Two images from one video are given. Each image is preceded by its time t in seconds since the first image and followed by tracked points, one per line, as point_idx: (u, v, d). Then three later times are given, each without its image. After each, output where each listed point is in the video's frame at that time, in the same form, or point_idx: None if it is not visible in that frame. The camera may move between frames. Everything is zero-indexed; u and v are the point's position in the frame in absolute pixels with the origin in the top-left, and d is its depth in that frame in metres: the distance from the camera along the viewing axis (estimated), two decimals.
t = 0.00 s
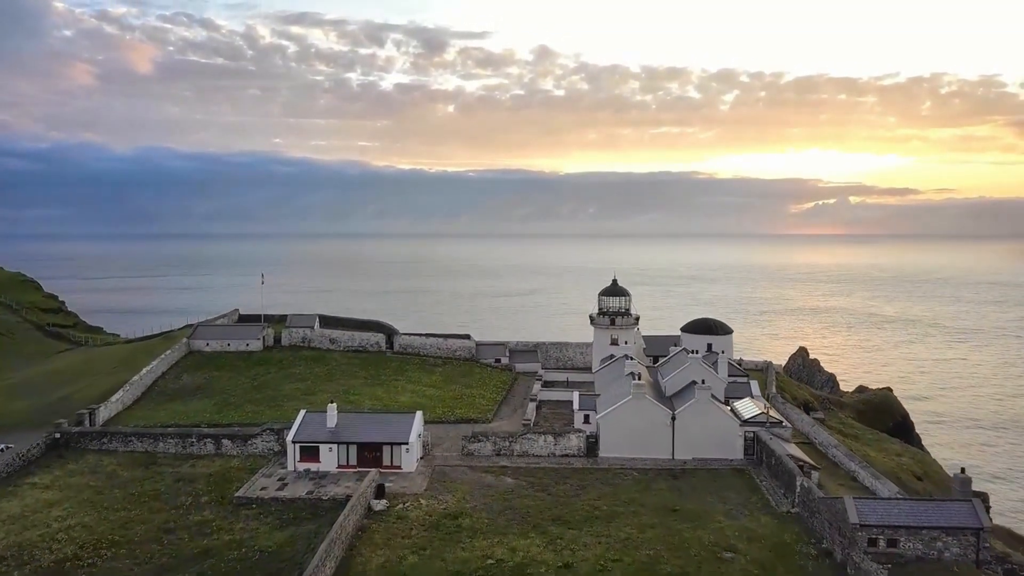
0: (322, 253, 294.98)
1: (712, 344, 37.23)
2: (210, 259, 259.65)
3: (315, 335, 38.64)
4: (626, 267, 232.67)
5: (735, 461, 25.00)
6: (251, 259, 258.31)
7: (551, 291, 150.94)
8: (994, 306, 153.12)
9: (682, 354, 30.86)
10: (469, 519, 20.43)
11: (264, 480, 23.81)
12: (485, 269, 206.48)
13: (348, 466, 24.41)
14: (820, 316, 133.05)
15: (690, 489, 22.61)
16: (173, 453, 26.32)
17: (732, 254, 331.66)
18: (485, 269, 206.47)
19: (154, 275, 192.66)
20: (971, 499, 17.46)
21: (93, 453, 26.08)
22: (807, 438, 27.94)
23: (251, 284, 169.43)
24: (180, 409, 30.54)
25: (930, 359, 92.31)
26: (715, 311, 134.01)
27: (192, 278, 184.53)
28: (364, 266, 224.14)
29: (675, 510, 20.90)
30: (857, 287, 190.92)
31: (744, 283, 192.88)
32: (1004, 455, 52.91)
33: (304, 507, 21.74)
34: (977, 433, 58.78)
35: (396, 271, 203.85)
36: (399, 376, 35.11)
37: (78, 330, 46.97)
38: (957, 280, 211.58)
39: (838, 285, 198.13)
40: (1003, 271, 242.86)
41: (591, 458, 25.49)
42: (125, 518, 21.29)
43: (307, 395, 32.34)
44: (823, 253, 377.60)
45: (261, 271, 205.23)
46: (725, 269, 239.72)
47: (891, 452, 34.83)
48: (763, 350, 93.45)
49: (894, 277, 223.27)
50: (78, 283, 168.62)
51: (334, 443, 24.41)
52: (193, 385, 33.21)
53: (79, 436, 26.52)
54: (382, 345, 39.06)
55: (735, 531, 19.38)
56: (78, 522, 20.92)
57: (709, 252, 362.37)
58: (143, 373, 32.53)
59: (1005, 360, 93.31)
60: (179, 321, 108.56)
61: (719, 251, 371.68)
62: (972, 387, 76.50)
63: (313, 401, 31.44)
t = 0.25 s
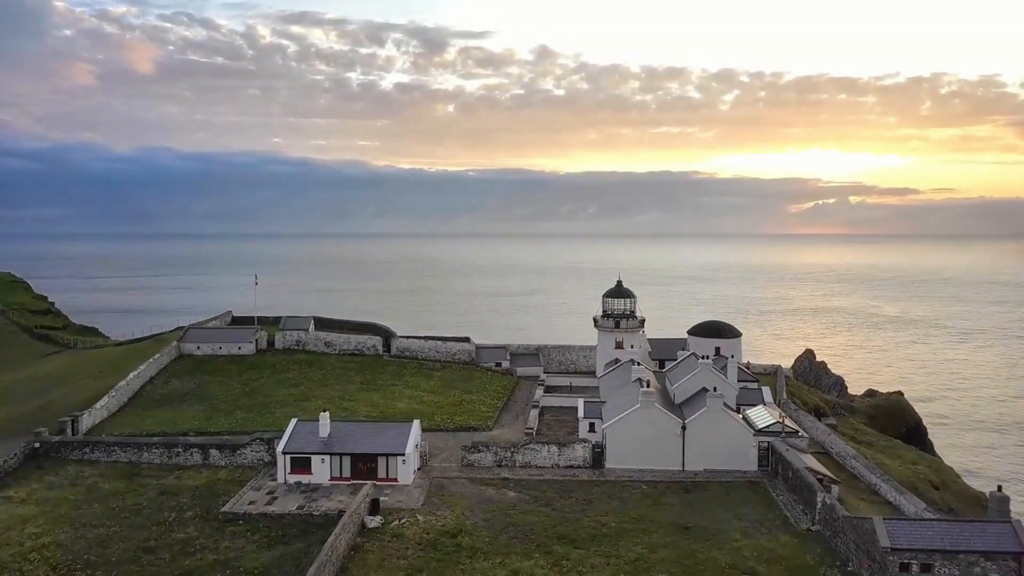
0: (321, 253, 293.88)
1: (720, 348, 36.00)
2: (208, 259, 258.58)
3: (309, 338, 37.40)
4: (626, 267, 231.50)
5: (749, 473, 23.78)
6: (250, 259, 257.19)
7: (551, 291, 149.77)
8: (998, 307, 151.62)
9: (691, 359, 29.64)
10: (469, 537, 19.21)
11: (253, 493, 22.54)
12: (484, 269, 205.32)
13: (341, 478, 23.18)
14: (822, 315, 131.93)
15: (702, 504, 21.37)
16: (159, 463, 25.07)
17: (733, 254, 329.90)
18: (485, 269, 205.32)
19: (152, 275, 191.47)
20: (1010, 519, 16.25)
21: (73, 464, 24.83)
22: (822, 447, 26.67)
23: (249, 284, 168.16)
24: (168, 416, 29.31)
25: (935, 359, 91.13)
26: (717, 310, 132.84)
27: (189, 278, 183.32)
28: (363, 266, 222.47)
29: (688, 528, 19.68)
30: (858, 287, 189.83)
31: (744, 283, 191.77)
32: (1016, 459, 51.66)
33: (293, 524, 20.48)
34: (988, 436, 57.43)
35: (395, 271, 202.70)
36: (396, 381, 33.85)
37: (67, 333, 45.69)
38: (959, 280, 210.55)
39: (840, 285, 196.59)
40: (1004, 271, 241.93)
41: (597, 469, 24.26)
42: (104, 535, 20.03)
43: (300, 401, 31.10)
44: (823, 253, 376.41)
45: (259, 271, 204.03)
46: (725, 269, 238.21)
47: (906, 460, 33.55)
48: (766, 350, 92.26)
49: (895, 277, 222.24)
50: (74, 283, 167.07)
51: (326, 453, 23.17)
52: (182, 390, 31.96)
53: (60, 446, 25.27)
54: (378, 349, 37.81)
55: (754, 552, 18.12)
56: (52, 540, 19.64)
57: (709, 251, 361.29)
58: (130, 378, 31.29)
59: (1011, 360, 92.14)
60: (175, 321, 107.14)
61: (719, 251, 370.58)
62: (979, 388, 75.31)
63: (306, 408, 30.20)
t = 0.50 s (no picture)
0: (320, 253, 292.89)
1: (728, 351, 34.93)
2: (206, 258, 257.47)
3: (304, 340, 36.36)
4: (626, 267, 230.45)
5: (761, 484, 22.73)
6: (248, 259, 256.12)
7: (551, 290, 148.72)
8: (1002, 307, 150.32)
9: (700, 364, 28.55)
10: (469, 554, 18.17)
11: (242, 505, 21.46)
12: (484, 269, 204.31)
13: (335, 490, 22.12)
14: (824, 315, 130.95)
15: (714, 518, 20.32)
16: (145, 473, 24.00)
17: (733, 254, 328.33)
18: (484, 269, 204.31)
19: (150, 274, 190.40)
20: None
21: (55, 473, 23.80)
22: (838, 456, 25.57)
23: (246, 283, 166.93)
24: (156, 422, 28.21)
25: (940, 359, 90.14)
26: (718, 310, 131.81)
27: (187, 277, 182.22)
28: (362, 265, 221.41)
29: (701, 544, 18.61)
30: (859, 286, 189.10)
31: (745, 283, 190.78)
32: None
33: (284, 540, 19.38)
34: (998, 438, 56.29)
35: (394, 270, 201.65)
36: (394, 386, 32.78)
37: (56, 335, 44.59)
38: (960, 280, 209.65)
39: (842, 285, 195.25)
40: (1005, 271, 241.06)
41: (603, 479, 23.19)
42: (82, 552, 18.95)
43: (294, 407, 30.04)
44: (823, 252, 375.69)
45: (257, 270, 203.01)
46: (726, 269, 236.86)
47: (921, 467, 32.45)
48: (769, 350, 91.20)
49: (896, 276, 221.40)
50: (71, 282, 165.79)
51: (319, 463, 22.10)
52: (172, 396, 30.84)
53: (41, 454, 24.21)
54: (375, 351, 36.75)
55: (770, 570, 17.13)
56: (26, 558, 18.54)
57: (709, 251, 360.37)
58: (118, 383, 30.23)
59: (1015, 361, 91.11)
60: (171, 321, 105.89)
61: (719, 251, 369.67)
62: (985, 389, 74.32)
63: (299, 414, 29.11)
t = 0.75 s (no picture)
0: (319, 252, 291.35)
1: (737, 355, 33.78)
2: (204, 257, 256.07)
3: (299, 343, 35.20)
4: (627, 266, 229.16)
5: (777, 498, 21.56)
6: (247, 258, 254.71)
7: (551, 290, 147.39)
8: (1006, 307, 148.96)
9: (709, 369, 27.39)
10: None
11: (229, 521, 20.25)
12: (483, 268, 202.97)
13: (327, 504, 20.93)
14: (827, 315, 129.71)
15: (730, 536, 19.13)
16: (128, 485, 22.81)
17: (734, 254, 326.68)
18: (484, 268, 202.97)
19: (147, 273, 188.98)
20: None
21: (34, 485, 22.61)
22: (857, 468, 24.37)
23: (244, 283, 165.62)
24: (143, 430, 27.03)
25: (946, 359, 88.96)
26: (720, 310, 130.53)
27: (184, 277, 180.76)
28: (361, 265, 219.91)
29: (716, 566, 17.44)
30: (861, 286, 187.84)
31: (747, 282, 189.52)
32: None
33: (272, 560, 18.17)
34: (1010, 441, 55.03)
35: (393, 269, 200.35)
36: (391, 391, 31.58)
37: (44, 337, 43.37)
38: (962, 279, 208.37)
39: (843, 285, 193.78)
40: (1007, 271, 239.79)
41: (610, 493, 22.02)
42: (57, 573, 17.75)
43: (288, 413, 28.88)
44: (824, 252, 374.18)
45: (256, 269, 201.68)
46: (727, 268, 235.33)
47: (938, 475, 31.27)
48: (772, 351, 89.99)
49: (897, 276, 220.15)
50: (68, 281, 164.36)
51: (311, 476, 20.92)
52: (159, 402, 29.61)
53: (19, 466, 23.02)
54: (372, 355, 35.59)
55: None
56: None
57: (709, 251, 359.07)
58: (104, 389, 29.04)
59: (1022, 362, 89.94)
60: (167, 320, 104.47)
61: (720, 250, 368.35)
62: (993, 390, 73.12)
63: (292, 422, 27.94)
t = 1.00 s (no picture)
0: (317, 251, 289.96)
1: (744, 358, 32.83)
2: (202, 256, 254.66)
3: (294, 346, 34.24)
4: (627, 265, 228.08)
5: (791, 511, 20.62)
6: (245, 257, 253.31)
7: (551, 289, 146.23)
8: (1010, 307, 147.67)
9: (718, 374, 26.45)
10: None
11: (217, 536, 19.27)
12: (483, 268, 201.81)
13: (321, 517, 19.96)
14: (828, 315, 128.68)
15: (746, 552, 18.13)
16: (113, 496, 21.83)
17: (734, 254, 324.05)
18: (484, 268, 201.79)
19: (144, 273, 187.62)
20: None
21: (14, 497, 21.64)
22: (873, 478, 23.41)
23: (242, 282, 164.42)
24: (131, 437, 26.06)
25: (950, 359, 88.00)
26: (721, 310, 129.45)
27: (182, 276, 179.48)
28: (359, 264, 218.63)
29: None
30: (862, 285, 186.75)
31: (747, 282, 188.36)
32: None
33: None
34: (1019, 444, 53.96)
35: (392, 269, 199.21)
36: (388, 396, 30.62)
37: (33, 339, 42.36)
38: (963, 279, 207.30)
39: (845, 284, 192.51)
40: (1008, 270, 238.69)
41: (617, 505, 21.05)
42: None
43: (282, 419, 27.94)
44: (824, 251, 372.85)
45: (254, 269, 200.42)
46: (728, 268, 233.98)
47: (953, 483, 30.33)
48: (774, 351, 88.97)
49: (898, 275, 219.07)
50: (64, 280, 163.01)
51: (304, 487, 19.96)
52: (149, 408, 28.64)
53: None
54: (369, 358, 34.63)
55: None
56: None
57: (710, 250, 357.78)
58: (91, 394, 28.08)
59: None
60: (163, 320, 103.20)
61: (720, 250, 367.11)
62: (998, 391, 72.17)
63: (286, 428, 26.97)
